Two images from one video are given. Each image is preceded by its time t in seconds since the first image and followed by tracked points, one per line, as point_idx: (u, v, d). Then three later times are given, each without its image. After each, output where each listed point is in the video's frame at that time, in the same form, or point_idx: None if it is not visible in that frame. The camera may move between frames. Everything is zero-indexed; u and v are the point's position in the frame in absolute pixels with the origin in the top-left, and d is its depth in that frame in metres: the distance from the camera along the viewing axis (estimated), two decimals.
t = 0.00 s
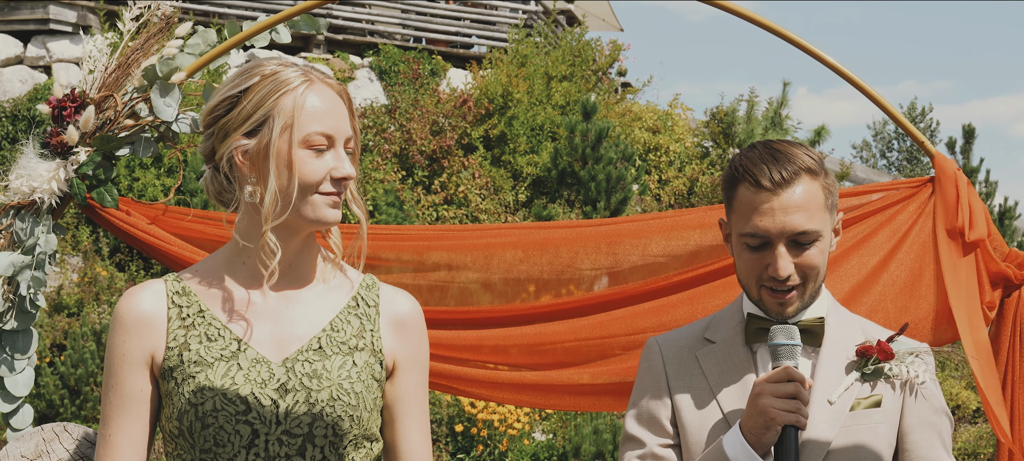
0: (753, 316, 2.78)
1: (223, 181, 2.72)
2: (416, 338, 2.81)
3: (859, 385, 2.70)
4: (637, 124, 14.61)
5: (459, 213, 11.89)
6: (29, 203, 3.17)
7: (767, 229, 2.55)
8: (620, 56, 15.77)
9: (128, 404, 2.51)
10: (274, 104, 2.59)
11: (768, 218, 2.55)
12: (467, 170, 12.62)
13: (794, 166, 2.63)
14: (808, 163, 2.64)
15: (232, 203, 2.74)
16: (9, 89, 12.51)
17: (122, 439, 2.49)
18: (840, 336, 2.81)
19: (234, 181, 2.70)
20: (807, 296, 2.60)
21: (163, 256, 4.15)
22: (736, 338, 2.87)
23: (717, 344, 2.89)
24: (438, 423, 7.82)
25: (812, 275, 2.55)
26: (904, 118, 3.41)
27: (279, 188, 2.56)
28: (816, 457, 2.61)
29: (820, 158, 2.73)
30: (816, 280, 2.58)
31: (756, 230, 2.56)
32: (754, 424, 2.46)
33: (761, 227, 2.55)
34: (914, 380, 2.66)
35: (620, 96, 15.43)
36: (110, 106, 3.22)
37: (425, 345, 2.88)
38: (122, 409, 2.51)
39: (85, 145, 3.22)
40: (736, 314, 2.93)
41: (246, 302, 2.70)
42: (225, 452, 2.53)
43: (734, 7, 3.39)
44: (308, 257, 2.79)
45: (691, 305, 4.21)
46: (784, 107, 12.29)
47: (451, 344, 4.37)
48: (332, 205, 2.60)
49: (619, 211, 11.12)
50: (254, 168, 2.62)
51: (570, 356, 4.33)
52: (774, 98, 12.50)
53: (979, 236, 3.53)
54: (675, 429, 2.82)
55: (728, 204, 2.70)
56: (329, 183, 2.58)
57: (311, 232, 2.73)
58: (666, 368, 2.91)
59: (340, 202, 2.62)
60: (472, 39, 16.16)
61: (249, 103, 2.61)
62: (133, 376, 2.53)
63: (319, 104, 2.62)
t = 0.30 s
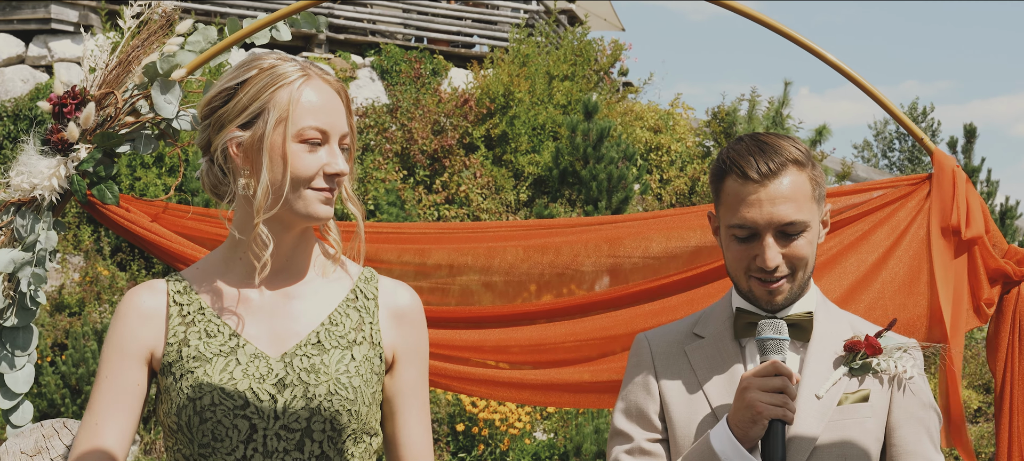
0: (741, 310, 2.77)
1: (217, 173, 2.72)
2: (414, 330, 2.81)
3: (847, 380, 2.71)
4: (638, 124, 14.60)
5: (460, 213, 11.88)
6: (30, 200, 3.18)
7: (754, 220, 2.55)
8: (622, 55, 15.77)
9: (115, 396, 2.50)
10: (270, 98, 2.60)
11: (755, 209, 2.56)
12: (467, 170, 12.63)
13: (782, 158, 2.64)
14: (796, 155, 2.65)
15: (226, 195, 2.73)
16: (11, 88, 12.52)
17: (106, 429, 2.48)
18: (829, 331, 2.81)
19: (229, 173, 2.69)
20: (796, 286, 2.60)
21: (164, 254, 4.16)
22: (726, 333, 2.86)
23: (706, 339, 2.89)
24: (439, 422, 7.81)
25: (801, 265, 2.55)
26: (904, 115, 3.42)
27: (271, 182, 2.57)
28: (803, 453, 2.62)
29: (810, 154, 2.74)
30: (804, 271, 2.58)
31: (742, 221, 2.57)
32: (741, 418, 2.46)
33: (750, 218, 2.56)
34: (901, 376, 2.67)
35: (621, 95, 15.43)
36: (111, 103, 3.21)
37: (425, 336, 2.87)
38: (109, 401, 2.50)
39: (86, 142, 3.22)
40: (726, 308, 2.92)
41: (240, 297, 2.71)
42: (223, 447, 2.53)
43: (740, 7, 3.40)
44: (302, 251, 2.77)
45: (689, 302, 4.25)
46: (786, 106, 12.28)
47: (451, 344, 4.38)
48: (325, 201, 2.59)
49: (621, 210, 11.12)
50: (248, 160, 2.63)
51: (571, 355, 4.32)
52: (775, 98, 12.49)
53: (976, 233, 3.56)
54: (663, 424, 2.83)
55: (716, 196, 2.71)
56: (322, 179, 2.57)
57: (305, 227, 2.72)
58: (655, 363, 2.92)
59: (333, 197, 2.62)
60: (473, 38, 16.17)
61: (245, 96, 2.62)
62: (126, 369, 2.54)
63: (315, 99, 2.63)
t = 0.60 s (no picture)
0: (728, 308, 2.78)
1: (211, 172, 2.73)
2: (406, 331, 2.83)
3: (832, 378, 2.72)
4: (639, 124, 14.59)
5: (461, 213, 11.88)
6: (27, 199, 3.19)
7: (740, 209, 2.57)
8: (623, 55, 15.79)
9: (122, 396, 2.54)
10: (262, 96, 2.61)
11: (742, 198, 2.57)
12: (468, 170, 12.65)
13: (769, 152, 2.66)
14: (784, 148, 2.66)
15: (219, 194, 2.74)
16: (12, 88, 12.53)
17: (116, 434, 2.51)
18: (815, 330, 2.83)
19: (222, 173, 2.71)
20: (783, 281, 2.61)
21: (161, 252, 4.16)
22: (712, 331, 2.87)
23: (693, 336, 2.89)
24: (439, 422, 7.81)
25: (787, 257, 2.55)
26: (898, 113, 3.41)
27: (265, 180, 2.59)
28: (786, 452, 2.61)
29: (798, 149, 2.75)
30: (790, 263, 2.58)
31: (729, 210, 2.58)
32: (724, 414, 2.47)
33: (736, 207, 2.58)
34: (886, 374, 2.67)
35: (622, 95, 15.42)
36: (109, 102, 3.23)
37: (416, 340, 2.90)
38: (116, 402, 2.53)
39: (84, 141, 3.23)
40: (713, 307, 2.93)
41: (233, 293, 2.72)
42: (215, 445, 2.55)
43: (738, 7, 3.40)
44: (297, 246, 2.79)
45: (686, 300, 4.26)
46: (787, 106, 12.27)
47: (450, 344, 4.39)
48: (319, 197, 2.61)
49: (622, 210, 11.10)
50: (241, 159, 2.65)
51: (571, 354, 4.32)
52: (776, 98, 12.47)
53: (971, 232, 3.52)
54: (649, 420, 2.83)
55: (704, 189, 2.73)
56: (316, 176, 2.59)
57: (300, 225, 2.74)
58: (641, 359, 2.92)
59: (327, 195, 2.63)
60: (474, 39, 16.18)
61: (237, 95, 2.64)
62: (126, 370, 2.56)
63: (307, 97, 2.64)
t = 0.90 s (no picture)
0: (706, 312, 2.79)
1: (207, 177, 2.75)
2: (399, 332, 2.84)
3: (809, 381, 2.73)
4: (640, 124, 14.58)
5: (462, 213, 11.88)
6: (26, 201, 3.20)
7: (721, 221, 2.58)
8: (623, 55, 15.80)
9: (114, 399, 2.55)
10: (256, 101, 2.63)
11: (722, 211, 2.58)
12: (469, 170, 12.66)
13: (748, 160, 2.68)
14: (760, 158, 2.69)
15: (215, 199, 2.76)
16: (13, 89, 12.55)
17: (107, 436, 2.52)
18: (794, 334, 2.84)
19: (217, 177, 2.72)
20: (762, 288, 2.64)
21: (159, 254, 4.17)
22: (690, 335, 2.89)
23: (671, 340, 2.91)
24: (439, 423, 7.82)
25: (767, 267, 2.58)
26: (891, 113, 3.41)
27: (260, 184, 2.60)
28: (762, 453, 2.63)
29: (773, 156, 2.77)
30: (770, 272, 2.61)
31: (709, 223, 2.59)
32: (698, 415, 2.48)
33: (716, 220, 2.58)
34: (864, 378, 2.70)
35: (623, 95, 15.42)
36: (107, 104, 3.24)
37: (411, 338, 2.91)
38: (108, 405, 2.54)
39: (82, 143, 3.24)
40: (691, 311, 2.95)
41: (229, 294, 2.74)
42: (209, 447, 2.57)
43: (731, 8, 3.41)
44: (290, 250, 2.81)
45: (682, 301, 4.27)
46: (787, 107, 12.27)
47: (448, 347, 4.38)
48: (313, 201, 2.63)
49: (622, 210, 11.10)
50: (235, 164, 2.66)
51: (571, 355, 4.32)
52: (776, 98, 12.45)
53: (965, 234, 3.53)
54: (627, 424, 2.84)
55: (681, 198, 2.74)
56: (311, 180, 2.61)
57: (293, 228, 2.76)
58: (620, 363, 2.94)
59: (321, 198, 2.65)
60: (475, 39, 16.20)
61: (230, 100, 2.66)
62: (118, 372, 2.57)
63: (300, 101, 2.66)
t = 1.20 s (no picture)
0: (674, 312, 2.84)
1: (198, 177, 2.75)
2: (391, 330, 2.84)
3: (778, 381, 2.76)
4: (640, 124, 14.58)
5: (462, 213, 11.89)
6: (20, 202, 3.21)
7: (691, 220, 2.62)
8: (623, 55, 15.81)
9: (105, 396, 2.57)
10: (246, 102, 2.64)
11: (692, 209, 2.62)
12: (469, 170, 12.66)
13: (718, 158, 2.72)
14: (729, 157, 2.73)
15: (206, 199, 2.76)
16: (14, 89, 12.55)
17: (99, 432, 2.55)
18: (763, 334, 2.88)
19: (207, 177, 2.73)
20: (732, 287, 2.67)
21: (153, 254, 4.19)
22: (660, 335, 2.91)
23: (641, 340, 2.93)
24: (439, 423, 7.82)
25: (738, 265, 2.62)
26: (881, 112, 3.43)
27: (248, 184, 2.61)
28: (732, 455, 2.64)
29: (743, 153, 2.82)
30: (739, 271, 2.65)
31: (679, 221, 2.63)
32: (662, 414, 2.52)
33: (686, 219, 2.62)
34: (833, 378, 2.74)
35: (623, 95, 15.42)
36: (101, 105, 3.23)
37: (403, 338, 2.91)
38: (99, 402, 2.56)
39: (76, 144, 3.24)
40: (661, 311, 2.97)
41: (217, 292, 2.76)
42: (196, 446, 2.58)
43: (723, 9, 3.41)
44: (280, 251, 2.81)
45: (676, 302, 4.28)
46: (787, 107, 12.26)
47: (443, 348, 4.40)
48: (301, 202, 2.63)
49: (623, 210, 11.09)
50: (225, 165, 2.67)
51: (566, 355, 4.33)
52: (776, 98, 12.44)
53: (958, 235, 3.53)
54: (597, 423, 2.86)
55: (651, 197, 2.77)
56: (300, 181, 2.62)
57: (284, 229, 2.78)
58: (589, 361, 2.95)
59: (311, 199, 2.66)
60: (476, 39, 16.21)
61: (220, 102, 2.67)
62: (109, 370, 2.59)
63: (289, 103, 2.67)
